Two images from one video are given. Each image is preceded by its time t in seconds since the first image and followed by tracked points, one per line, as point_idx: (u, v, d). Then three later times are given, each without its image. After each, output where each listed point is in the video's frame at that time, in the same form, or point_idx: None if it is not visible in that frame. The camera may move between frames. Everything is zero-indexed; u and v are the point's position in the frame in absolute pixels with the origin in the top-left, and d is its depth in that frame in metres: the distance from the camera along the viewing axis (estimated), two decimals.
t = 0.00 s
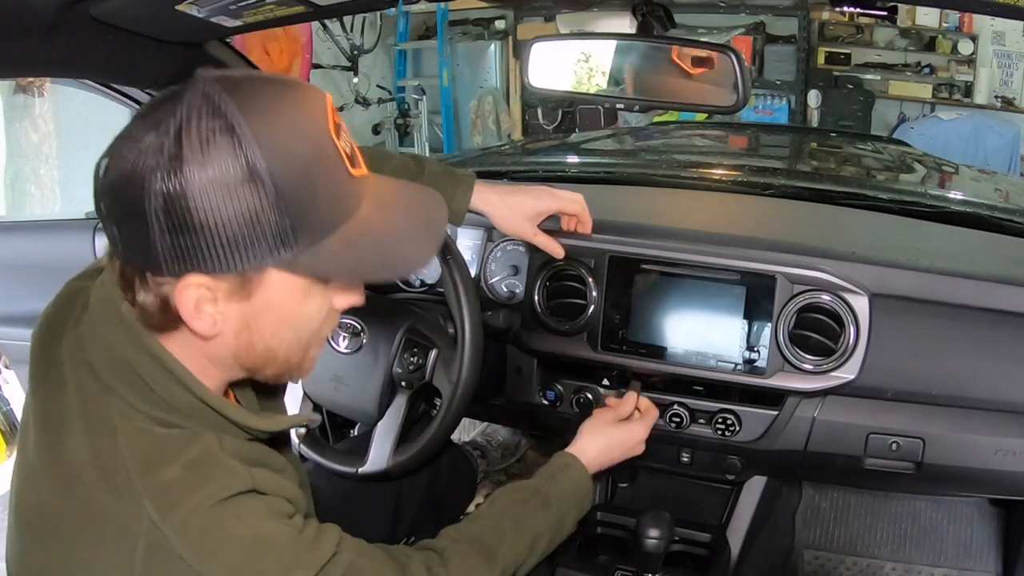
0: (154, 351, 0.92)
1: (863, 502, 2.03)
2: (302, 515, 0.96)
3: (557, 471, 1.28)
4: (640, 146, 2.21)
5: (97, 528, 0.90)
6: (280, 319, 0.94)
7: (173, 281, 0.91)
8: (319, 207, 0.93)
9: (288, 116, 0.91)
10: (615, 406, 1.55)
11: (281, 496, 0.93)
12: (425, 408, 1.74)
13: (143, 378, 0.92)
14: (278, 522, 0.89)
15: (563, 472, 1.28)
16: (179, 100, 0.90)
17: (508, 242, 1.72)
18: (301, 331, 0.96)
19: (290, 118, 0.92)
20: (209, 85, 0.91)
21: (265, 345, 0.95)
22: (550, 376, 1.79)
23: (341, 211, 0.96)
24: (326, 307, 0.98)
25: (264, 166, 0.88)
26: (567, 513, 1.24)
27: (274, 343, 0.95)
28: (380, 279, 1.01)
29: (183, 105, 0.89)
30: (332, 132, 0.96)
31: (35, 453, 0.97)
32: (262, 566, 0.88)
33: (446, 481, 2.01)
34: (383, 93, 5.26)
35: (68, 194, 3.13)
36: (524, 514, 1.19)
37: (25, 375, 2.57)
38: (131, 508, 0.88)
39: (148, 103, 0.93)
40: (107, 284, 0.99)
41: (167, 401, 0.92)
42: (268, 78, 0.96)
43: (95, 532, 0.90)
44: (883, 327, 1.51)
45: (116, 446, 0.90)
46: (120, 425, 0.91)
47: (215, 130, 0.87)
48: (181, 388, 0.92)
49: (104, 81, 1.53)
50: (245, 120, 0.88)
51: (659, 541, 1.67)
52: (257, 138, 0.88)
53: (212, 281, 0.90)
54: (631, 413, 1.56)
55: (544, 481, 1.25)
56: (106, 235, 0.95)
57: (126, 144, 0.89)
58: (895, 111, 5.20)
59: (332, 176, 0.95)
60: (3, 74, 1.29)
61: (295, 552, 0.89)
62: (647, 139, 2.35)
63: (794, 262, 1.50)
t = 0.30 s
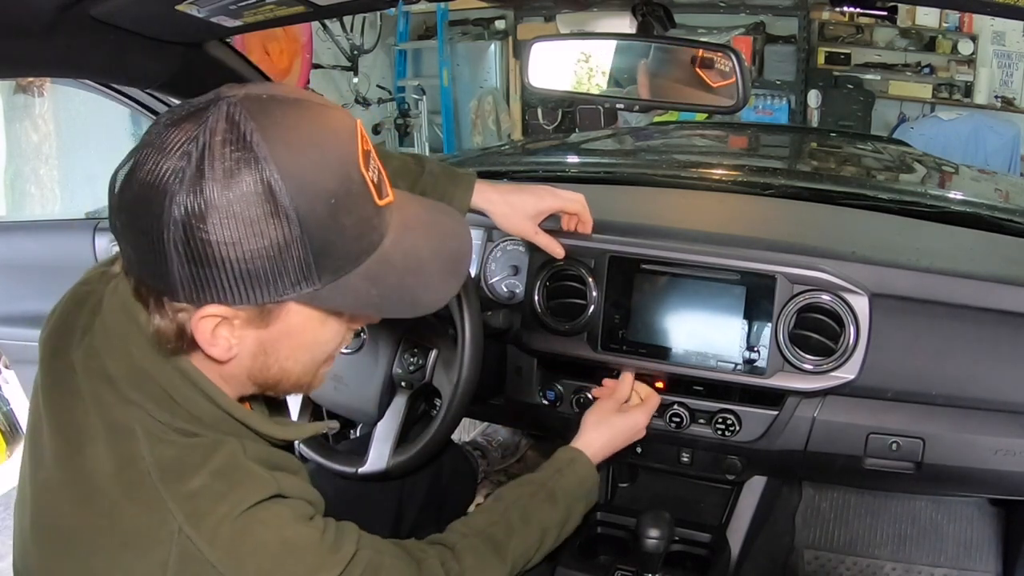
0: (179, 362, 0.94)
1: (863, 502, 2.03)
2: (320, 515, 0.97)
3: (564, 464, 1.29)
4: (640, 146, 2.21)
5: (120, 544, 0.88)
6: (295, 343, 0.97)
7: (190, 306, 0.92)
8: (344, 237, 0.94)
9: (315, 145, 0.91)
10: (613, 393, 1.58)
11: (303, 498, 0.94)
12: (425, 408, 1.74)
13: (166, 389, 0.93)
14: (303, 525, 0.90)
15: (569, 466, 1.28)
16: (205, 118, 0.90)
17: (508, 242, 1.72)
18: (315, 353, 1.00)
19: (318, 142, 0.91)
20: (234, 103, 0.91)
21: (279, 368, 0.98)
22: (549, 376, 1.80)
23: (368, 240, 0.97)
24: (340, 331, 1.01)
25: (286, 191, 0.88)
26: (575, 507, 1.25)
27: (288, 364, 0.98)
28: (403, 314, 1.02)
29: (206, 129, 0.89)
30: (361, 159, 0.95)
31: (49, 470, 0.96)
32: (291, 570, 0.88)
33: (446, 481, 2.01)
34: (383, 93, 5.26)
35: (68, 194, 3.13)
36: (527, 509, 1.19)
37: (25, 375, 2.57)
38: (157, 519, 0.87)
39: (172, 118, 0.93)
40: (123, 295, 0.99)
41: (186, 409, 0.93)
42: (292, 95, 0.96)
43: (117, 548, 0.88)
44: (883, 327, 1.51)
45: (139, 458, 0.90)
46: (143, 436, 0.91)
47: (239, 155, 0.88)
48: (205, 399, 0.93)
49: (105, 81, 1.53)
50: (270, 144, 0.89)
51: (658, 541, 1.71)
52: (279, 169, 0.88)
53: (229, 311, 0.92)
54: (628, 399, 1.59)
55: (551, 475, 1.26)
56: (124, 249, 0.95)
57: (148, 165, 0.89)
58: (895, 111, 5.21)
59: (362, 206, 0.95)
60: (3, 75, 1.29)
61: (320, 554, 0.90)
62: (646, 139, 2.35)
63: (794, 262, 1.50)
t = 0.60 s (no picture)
0: (184, 359, 0.93)
1: (863, 502, 2.03)
2: (324, 510, 0.97)
3: (555, 452, 1.29)
4: (640, 146, 2.21)
5: (125, 540, 0.87)
6: (296, 342, 0.97)
7: (190, 306, 0.92)
8: (344, 236, 0.94)
9: (313, 144, 0.91)
10: (611, 385, 1.59)
11: (306, 494, 0.94)
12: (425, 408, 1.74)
13: (171, 387, 0.93)
14: (307, 521, 0.90)
15: (561, 454, 1.28)
16: (202, 118, 0.90)
17: (509, 242, 1.72)
18: (316, 352, 1.00)
19: (314, 141, 0.91)
20: (231, 102, 0.91)
21: (280, 367, 0.98)
22: (549, 376, 1.80)
23: (368, 239, 0.97)
24: (342, 330, 1.01)
25: (284, 190, 0.88)
26: (569, 497, 1.25)
27: (289, 363, 0.98)
28: (404, 312, 1.02)
29: (203, 129, 0.89)
30: (360, 157, 0.95)
31: (52, 468, 0.96)
32: (296, 565, 0.88)
33: (446, 481, 2.01)
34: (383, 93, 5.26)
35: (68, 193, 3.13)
36: (527, 509, 1.19)
37: (25, 375, 2.56)
38: (163, 515, 0.87)
39: (170, 118, 0.93)
40: (126, 294, 0.99)
41: (191, 407, 0.93)
42: (290, 94, 0.96)
43: (122, 545, 0.88)
44: (883, 327, 1.51)
45: (144, 455, 0.90)
46: (148, 432, 0.91)
47: (236, 154, 0.88)
48: (211, 396, 0.93)
49: (105, 81, 1.53)
50: (267, 143, 0.89)
51: (659, 541, 1.72)
52: (276, 168, 0.88)
53: (229, 310, 0.92)
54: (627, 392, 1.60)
55: (543, 465, 1.26)
56: (123, 249, 0.95)
57: (146, 166, 0.89)
58: (895, 111, 5.21)
59: (361, 204, 0.95)
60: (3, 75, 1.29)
61: (323, 549, 0.90)
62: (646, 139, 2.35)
63: (794, 262, 1.50)
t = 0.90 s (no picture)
0: (205, 353, 0.93)
1: (863, 502, 2.03)
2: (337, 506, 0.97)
3: (552, 454, 1.29)
4: (640, 146, 2.21)
5: (148, 531, 0.88)
6: (314, 337, 0.97)
7: (210, 301, 0.92)
8: (363, 234, 0.94)
9: (335, 142, 0.91)
10: (610, 386, 1.59)
11: (323, 489, 0.95)
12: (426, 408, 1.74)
13: (192, 381, 0.93)
14: (325, 516, 0.91)
15: (557, 455, 1.28)
16: (226, 115, 0.90)
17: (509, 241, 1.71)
18: (334, 346, 0.99)
19: (335, 139, 0.91)
20: (254, 99, 0.91)
21: (298, 361, 0.98)
22: (549, 376, 1.80)
23: (385, 236, 0.97)
24: (358, 325, 1.01)
25: (307, 187, 0.88)
26: (568, 498, 1.25)
27: (306, 357, 0.98)
28: (419, 310, 1.02)
29: (227, 127, 0.89)
30: (380, 157, 0.95)
31: (70, 462, 0.95)
32: (315, 560, 0.89)
33: (446, 481, 2.01)
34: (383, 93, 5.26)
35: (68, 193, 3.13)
36: (528, 508, 1.19)
37: (26, 375, 2.57)
38: (186, 507, 0.87)
39: (193, 115, 0.93)
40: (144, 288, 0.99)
41: (211, 401, 0.93)
42: (312, 92, 0.96)
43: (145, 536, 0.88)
44: (883, 327, 1.51)
45: (166, 449, 0.90)
46: (169, 426, 0.91)
47: (260, 151, 0.88)
48: (231, 389, 0.94)
49: (105, 81, 1.53)
50: (290, 140, 0.89)
51: (659, 541, 1.71)
52: (299, 165, 0.88)
53: (250, 305, 0.92)
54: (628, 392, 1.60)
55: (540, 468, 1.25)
56: (144, 245, 0.95)
57: (169, 163, 0.89)
58: (895, 111, 5.21)
59: (380, 203, 0.95)
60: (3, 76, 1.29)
61: (339, 544, 0.91)
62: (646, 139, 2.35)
63: (794, 262, 1.50)
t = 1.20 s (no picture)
0: (175, 351, 0.93)
1: (863, 502, 2.03)
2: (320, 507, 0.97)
3: (553, 452, 1.29)
4: (640, 146, 2.21)
5: (123, 535, 0.88)
6: (291, 309, 0.97)
7: (184, 287, 0.92)
8: (321, 194, 0.96)
9: (279, 109, 0.92)
10: (608, 388, 1.58)
11: (303, 489, 0.94)
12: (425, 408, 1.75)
13: (164, 380, 0.93)
14: (302, 514, 0.90)
15: (560, 454, 1.28)
16: (166, 100, 0.89)
17: (508, 241, 1.71)
18: (313, 317, 1.00)
19: (280, 103, 0.92)
20: (192, 81, 0.90)
21: (277, 337, 0.98)
22: (549, 376, 1.80)
23: (345, 191, 0.99)
24: (335, 290, 1.02)
25: (261, 157, 0.89)
26: (569, 498, 1.25)
27: (285, 333, 0.98)
28: (384, 257, 1.05)
29: (171, 112, 0.88)
30: (325, 115, 0.98)
31: (49, 467, 0.96)
32: (290, 558, 0.88)
33: (445, 481, 2.01)
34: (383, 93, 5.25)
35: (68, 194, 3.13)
36: (525, 508, 1.19)
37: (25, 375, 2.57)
38: (157, 508, 0.87)
39: (129, 108, 0.91)
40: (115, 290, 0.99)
41: (185, 400, 0.93)
42: (245, 66, 0.96)
43: (120, 539, 0.88)
44: (883, 327, 1.51)
45: (138, 450, 0.90)
46: (141, 426, 0.91)
47: (208, 130, 0.88)
48: (205, 387, 0.93)
49: (105, 82, 1.53)
50: (237, 114, 0.89)
51: (659, 541, 1.72)
52: (251, 137, 0.89)
53: (223, 283, 0.92)
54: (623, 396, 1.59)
55: (541, 466, 1.25)
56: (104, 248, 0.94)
57: (118, 158, 0.88)
58: (895, 111, 5.21)
59: (332, 159, 0.97)
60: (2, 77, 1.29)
61: (318, 542, 0.90)
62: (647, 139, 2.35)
63: (794, 262, 1.50)
